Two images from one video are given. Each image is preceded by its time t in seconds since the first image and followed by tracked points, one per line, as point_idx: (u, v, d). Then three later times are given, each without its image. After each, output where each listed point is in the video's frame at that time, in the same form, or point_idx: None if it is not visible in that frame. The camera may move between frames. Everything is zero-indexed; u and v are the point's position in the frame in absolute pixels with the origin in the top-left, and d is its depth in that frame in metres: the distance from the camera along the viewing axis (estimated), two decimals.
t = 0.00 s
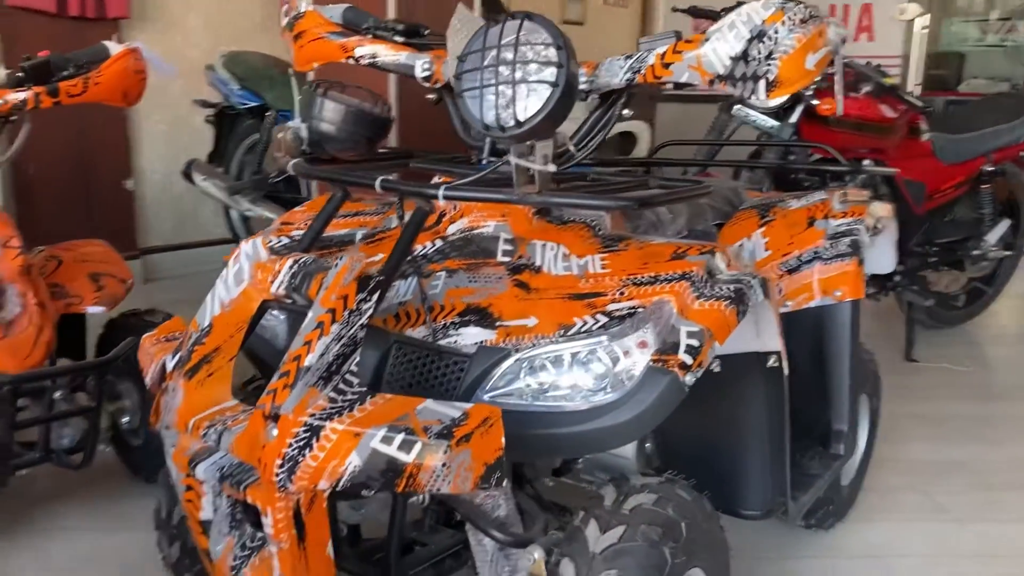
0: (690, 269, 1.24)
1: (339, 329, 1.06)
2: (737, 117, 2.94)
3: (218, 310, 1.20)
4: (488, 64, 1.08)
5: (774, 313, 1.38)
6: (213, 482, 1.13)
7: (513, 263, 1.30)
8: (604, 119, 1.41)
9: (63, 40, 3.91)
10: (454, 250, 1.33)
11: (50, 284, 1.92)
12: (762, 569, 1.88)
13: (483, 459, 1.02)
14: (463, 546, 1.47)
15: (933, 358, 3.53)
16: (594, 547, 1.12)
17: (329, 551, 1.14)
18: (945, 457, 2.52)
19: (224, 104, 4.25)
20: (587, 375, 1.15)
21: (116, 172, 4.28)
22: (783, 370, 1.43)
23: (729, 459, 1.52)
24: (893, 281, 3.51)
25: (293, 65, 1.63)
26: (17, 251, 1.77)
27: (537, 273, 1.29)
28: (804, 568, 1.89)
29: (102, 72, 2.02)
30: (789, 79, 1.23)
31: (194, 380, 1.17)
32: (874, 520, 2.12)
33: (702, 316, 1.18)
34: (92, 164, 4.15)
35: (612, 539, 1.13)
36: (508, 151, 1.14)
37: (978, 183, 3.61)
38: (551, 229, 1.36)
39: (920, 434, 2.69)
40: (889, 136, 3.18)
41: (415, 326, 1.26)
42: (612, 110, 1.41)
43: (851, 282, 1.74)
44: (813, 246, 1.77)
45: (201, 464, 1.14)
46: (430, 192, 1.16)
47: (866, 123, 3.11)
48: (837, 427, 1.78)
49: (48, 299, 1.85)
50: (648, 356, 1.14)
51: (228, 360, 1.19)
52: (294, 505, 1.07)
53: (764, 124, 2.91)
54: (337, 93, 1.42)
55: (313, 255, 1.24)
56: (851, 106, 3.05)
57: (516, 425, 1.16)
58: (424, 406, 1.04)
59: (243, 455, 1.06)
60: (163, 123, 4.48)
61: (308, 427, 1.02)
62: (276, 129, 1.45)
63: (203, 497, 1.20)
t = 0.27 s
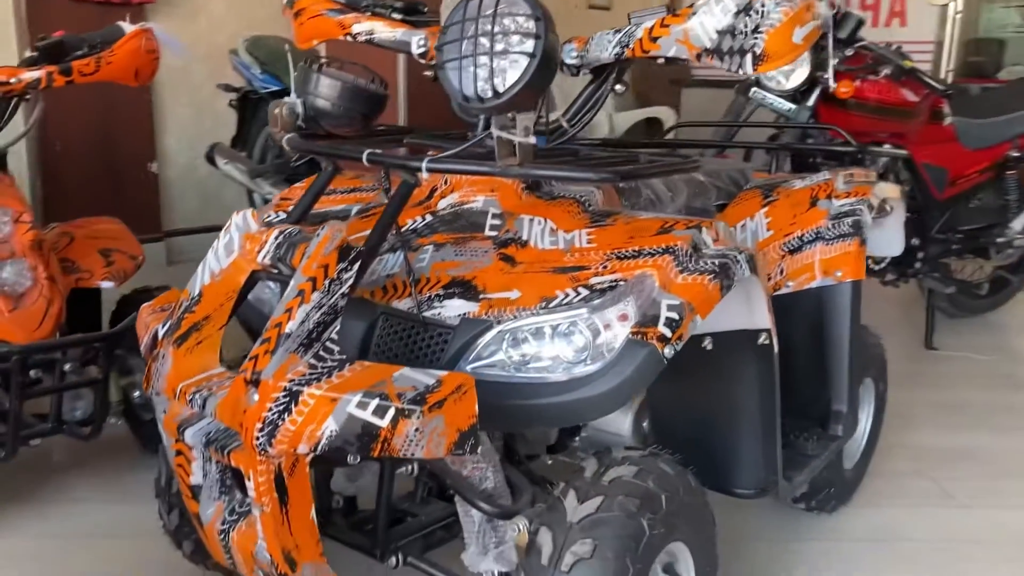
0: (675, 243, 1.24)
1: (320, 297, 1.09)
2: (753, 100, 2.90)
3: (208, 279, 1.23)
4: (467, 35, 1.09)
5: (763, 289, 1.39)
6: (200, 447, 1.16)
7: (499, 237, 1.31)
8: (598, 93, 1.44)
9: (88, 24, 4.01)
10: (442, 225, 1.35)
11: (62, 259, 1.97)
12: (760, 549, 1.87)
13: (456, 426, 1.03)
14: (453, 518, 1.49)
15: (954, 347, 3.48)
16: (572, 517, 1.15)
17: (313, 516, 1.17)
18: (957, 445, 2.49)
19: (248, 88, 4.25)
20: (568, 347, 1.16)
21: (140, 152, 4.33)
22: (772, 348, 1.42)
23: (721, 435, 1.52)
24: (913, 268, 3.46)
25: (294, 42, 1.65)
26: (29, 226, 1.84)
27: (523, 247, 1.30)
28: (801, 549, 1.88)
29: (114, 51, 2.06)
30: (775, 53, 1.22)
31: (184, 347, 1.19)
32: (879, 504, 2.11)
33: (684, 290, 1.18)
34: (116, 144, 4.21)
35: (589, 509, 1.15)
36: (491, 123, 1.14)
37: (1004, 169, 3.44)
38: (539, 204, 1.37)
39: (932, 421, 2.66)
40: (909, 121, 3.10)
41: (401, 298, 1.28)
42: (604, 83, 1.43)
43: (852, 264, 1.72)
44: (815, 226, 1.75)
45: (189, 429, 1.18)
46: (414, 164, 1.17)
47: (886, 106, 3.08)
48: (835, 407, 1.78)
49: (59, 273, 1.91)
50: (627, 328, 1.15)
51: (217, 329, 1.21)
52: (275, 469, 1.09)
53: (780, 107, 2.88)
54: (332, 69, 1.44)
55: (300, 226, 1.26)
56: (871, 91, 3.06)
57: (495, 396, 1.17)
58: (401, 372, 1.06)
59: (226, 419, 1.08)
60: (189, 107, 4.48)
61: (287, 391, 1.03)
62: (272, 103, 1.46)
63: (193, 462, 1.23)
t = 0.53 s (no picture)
0: (658, 217, 1.25)
1: (301, 267, 1.11)
2: (761, 84, 2.84)
3: (197, 250, 1.26)
4: (446, 8, 1.10)
5: (748, 266, 1.40)
6: (187, 414, 1.18)
7: (485, 212, 1.33)
8: (587, 71, 1.43)
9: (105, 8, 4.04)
10: (430, 200, 1.37)
11: (68, 236, 2.01)
12: (754, 530, 1.88)
13: (431, 394, 1.04)
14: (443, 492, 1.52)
15: (966, 335, 3.45)
16: (549, 487, 1.16)
17: (297, 483, 1.19)
18: (961, 431, 2.48)
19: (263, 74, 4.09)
20: (548, 320, 1.17)
21: (159, 137, 4.22)
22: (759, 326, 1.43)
23: (711, 413, 1.52)
24: (924, 256, 3.41)
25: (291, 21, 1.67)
26: (35, 204, 1.89)
27: (508, 222, 1.31)
28: (796, 531, 1.89)
29: (121, 31, 2.09)
30: (761, 29, 1.22)
31: (172, 317, 1.21)
32: (877, 487, 2.11)
33: (665, 264, 1.19)
34: (132, 128, 4.11)
35: (567, 479, 1.16)
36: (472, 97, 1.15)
37: (1019, 155, 3.48)
38: (527, 179, 1.38)
39: (938, 408, 2.65)
40: (921, 106, 3.11)
41: (386, 272, 1.29)
42: (592, 59, 1.41)
43: (847, 245, 1.72)
44: (811, 207, 1.74)
45: (176, 397, 1.20)
46: (397, 136, 1.17)
47: (897, 91, 3.09)
48: (830, 389, 1.77)
49: (64, 249, 1.94)
50: (607, 301, 1.16)
51: (206, 299, 1.22)
52: (257, 435, 1.11)
53: (790, 92, 2.85)
54: (323, 45, 1.46)
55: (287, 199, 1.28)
56: (882, 75, 3.06)
57: (476, 367, 1.18)
58: (379, 341, 1.07)
59: (209, 386, 1.10)
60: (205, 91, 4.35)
61: (267, 358, 1.05)
62: (264, 80, 1.49)
63: (182, 430, 1.26)
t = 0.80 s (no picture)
0: (650, 200, 1.25)
1: (289, 247, 1.12)
2: (773, 71, 2.81)
3: (191, 232, 1.28)
4: None
5: (743, 252, 1.38)
6: (179, 393, 1.20)
7: (479, 195, 1.32)
8: (583, 56, 1.44)
9: None
10: (425, 182, 1.37)
11: (75, 220, 2.03)
12: (753, 518, 1.87)
13: (417, 374, 1.04)
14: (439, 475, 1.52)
15: (980, 327, 3.41)
16: (537, 469, 1.17)
17: (287, 463, 1.19)
18: (970, 422, 2.45)
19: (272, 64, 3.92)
20: (539, 302, 1.17)
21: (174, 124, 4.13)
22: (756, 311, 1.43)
23: (708, 400, 1.51)
24: (939, 246, 3.36)
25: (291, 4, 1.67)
26: (42, 186, 1.90)
27: (501, 205, 1.31)
28: (796, 519, 1.88)
29: (128, 16, 2.09)
30: (756, 11, 1.23)
31: (165, 297, 1.22)
32: (881, 477, 2.09)
33: (655, 247, 1.19)
34: (148, 117, 4.01)
35: (555, 462, 1.17)
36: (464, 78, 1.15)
37: None
38: (523, 162, 1.38)
39: (947, 399, 2.62)
40: (937, 93, 3.11)
41: (378, 254, 1.29)
42: (590, 42, 1.44)
43: (850, 231, 1.71)
44: (815, 194, 1.72)
45: (168, 376, 1.21)
46: (387, 117, 1.17)
47: (911, 79, 3.09)
48: (831, 376, 1.76)
49: (70, 232, 1.96)
50: (596, 284, 1.16)
51: (198, 280, 1.23)
52: (246, 414, 1.13)
53: (801, 79, 2.81)
54: (321, 28, 1.46)
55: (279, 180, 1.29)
56: (896, 62, 3.07)
57: (466, 349, 1.18)
58: (365, 321, 1.07)
59: (198, 365, 1.11)
60: (220, 80, 4.28)
61: (254, 337, 1.06)
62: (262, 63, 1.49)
63: (175, 409, 1.27)
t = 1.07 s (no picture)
0: (647, 188, 1.25)
1: (283, 233, 1.13)
2: (783, 62, 2.78)
3: (189, 218, 1.29)
4: None
5: (742, 240, 1.37)
6: (176, 378, 1.20)
7: (476, 182, 1.32)
8: (582, 43, 1.44)
9: None
10: (423, 170, 1.36)
11: (82, 208, 2.04)
12: (755, 509, 1.87)
13: (409, 360, 1.04)
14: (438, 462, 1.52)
15: (991, 320, 3.38)
16: (531, 456, 1.17)
17: (283, 450, 1.20)
18: (978, 415, 2.43)
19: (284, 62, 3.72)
20: (534, 289, 1.17)
21: (186, 114, 4.12)
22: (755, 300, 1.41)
23: (708, 389, 1.50)
24: (952, 239, 3.30)
25: None
26: (49, 174, 1.91)
27: (499, 193, 1.31)
28: (798, 511, 1.87)
29: (134, 5, 2.09)
30: None
31: (163, 283, 1.23)
32: (886, 470, 2.08)
33: (651, 235, 1.19)
34: (160, 105, 4.00)
35: (549, 449, 1.17)
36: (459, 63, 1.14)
37: None
38: (521, 149, 1.38)
39: (956, 392, 2.60)
40: (949, 84, 3.07)
41: (375, 241, 1.28)
42: (588, 28, 1.43)
43: (854, 221, 1.70)
44: (819, 182, 1.71)
45: (166, 361, 1.22)
46: (383, 104, 1.17)
47: (923, 68, 3.05)
48: (835, 367, 1.75)
49: (77, 221, 1.97)
50: (591, 271, 1.16)
51: (196, 267, 1.24)
52: (241, 400, 1.13)
53: (813, 69, 2.76)
54: (321, 16, 1.46)
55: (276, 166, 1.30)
56: (908, 52, 3.03)
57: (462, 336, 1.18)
58: (359, 307, 1.08)
59: (193, 350, 1.11)
60: (232, 71, 4.25)
61: (248, 323, 1.06)
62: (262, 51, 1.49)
63: (173, 395, 1.27)
